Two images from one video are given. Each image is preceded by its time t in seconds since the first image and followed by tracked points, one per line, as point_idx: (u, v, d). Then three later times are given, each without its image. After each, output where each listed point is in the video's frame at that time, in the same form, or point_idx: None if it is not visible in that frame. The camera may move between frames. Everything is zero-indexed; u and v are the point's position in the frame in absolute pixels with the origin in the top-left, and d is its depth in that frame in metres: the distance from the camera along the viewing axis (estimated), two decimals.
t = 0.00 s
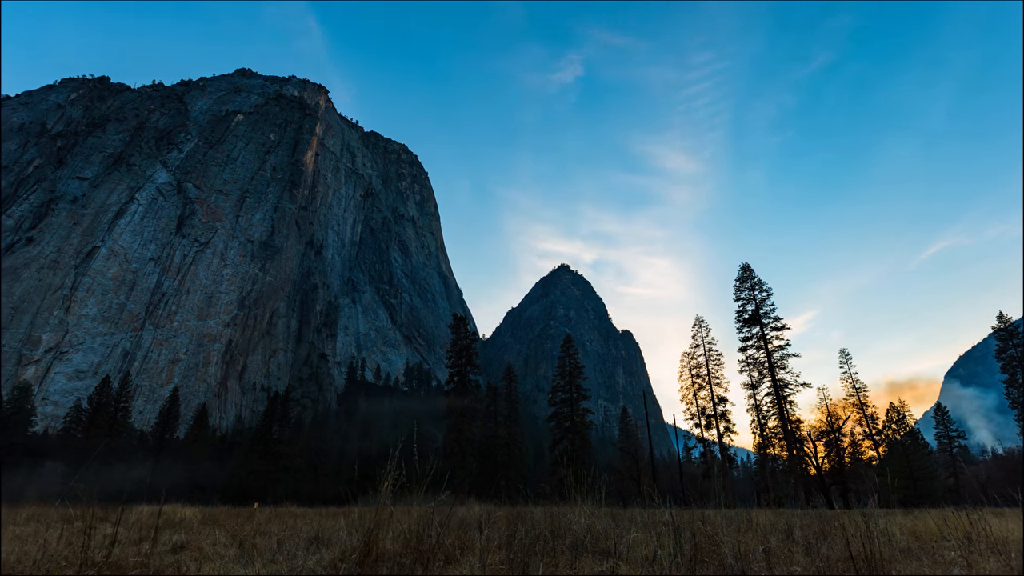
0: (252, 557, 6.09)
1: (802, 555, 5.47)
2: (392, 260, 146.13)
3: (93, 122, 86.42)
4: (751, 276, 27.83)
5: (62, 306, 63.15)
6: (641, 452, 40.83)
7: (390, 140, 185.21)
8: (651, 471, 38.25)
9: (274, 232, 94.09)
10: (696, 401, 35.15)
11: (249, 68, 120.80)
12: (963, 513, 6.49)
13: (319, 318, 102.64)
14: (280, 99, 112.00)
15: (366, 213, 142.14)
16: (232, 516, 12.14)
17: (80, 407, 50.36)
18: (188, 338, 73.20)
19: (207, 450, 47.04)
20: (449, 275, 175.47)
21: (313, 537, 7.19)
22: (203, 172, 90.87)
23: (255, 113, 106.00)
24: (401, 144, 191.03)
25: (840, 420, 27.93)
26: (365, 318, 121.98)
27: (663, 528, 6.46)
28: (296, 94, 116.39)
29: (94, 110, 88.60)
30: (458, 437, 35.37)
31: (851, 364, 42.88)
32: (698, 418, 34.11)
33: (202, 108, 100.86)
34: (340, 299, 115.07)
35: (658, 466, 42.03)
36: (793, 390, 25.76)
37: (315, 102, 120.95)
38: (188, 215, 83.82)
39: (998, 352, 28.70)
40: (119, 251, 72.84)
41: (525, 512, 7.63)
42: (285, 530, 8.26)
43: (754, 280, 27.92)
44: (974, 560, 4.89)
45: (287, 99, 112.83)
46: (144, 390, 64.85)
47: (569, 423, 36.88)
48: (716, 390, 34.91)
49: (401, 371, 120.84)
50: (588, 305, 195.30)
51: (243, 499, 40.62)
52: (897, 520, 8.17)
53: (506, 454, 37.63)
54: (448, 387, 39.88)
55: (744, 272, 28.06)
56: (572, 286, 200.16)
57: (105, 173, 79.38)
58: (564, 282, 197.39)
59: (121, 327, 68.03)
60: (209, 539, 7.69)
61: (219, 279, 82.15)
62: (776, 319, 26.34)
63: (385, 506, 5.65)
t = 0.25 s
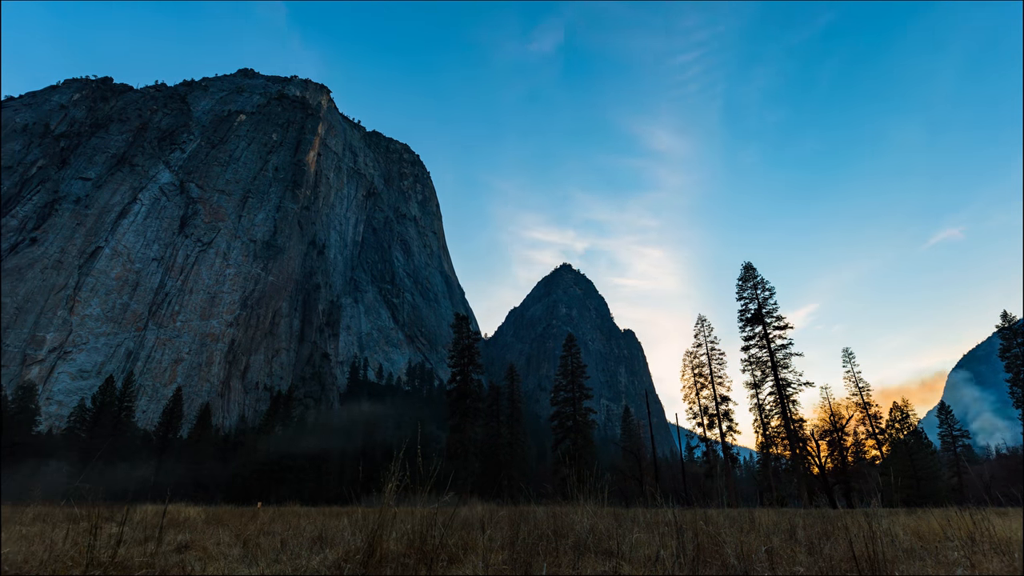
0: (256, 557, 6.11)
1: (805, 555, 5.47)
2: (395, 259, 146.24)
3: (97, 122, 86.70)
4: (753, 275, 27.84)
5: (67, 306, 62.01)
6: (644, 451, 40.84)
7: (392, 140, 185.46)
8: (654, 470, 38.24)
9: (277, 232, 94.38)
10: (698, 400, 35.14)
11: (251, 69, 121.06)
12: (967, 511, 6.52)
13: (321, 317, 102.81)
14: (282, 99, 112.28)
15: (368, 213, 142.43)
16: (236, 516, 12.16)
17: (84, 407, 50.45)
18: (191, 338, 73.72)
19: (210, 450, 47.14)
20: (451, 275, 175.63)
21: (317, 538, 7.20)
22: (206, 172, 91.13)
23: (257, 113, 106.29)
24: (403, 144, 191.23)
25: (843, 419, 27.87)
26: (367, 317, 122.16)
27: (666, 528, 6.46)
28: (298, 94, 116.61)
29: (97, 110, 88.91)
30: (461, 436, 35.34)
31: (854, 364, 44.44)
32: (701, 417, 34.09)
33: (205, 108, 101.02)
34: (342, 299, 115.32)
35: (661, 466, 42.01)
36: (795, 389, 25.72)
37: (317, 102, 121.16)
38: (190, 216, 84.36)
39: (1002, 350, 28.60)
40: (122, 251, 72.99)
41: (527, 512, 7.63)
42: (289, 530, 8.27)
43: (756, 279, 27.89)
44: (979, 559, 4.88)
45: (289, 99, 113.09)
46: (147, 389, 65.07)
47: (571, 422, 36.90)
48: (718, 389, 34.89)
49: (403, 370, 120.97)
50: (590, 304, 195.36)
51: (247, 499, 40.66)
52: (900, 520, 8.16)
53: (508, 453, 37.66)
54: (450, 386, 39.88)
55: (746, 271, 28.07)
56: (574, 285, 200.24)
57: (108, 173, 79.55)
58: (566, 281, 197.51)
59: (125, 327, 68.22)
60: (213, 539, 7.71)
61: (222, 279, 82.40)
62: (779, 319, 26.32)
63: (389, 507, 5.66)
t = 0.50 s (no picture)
0: (260, 557, 6.12)
1: (807, 555, 5.48)
2: (397, 259, 146.37)
3: (99, 123, 86.90)
4: (755, 274, 27.74)
5: (71, 306, 61.09)
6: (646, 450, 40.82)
7: (393, 140, 185.59)
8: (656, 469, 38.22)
9: (279, 232, 94.66)
10: (701, 400, 35.09)
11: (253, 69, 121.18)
12: (971, 512, 6.52)
13: (324, 317, 103.02)
14: (284, 99, 112.45)
15: (370, 212, 142.72)
16: (239, 515, 12.17)
17: (88, 406, 50.60)
18: (193, 337, 74.04)
19: (213, 450, 47.20)
20: (453, 274, 175.75)
21: (320, 537, 7.20)
22: (208, 172, 91.32)
23: (259, 113, 106.46)
24: (405, 143, 191.29)
25: (846, 418, 27.77)
26: (369, 317, 122.35)
27: (668, 528, 6.46)
28: (300, 94, 116.76)
29: (100, 111, 89.06)
30: (463, 436, 35.35)
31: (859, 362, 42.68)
32: (703, 416, 34.04)
33: (207, 108, 101.22)
34: (344, 298, 115.59)
35: (663, 465, 42.00)
36: (798, 388, 25.62)
37: (318, 102, 121.27)
38: (193, 216, 84.56)
39: (1006, 349, 28.44)
40: (125, 251, 73.09)
41: (530, 512, 7.63)
42: (292, 529, 8.28)
43: (759, 278, 27.80)
44: (982, 560, 4.86)
45: (291, 99, 113.23)
46: (151, 389, 65.30)
47: (573, 422, 36.90)
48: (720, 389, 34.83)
49: (406, 369, 121.10)
50: (592, 303, 195.41)
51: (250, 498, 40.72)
52: (904, 519, 8.15)
53: (510, 453, 37.65)
54: (452, 386, 39.87)
55: (749, 270, 27.97)
56: (576, 284, 200.32)
57: (112, 173, 79.61)
58: (567, 281, 197.67)
59: (128, 327, 68.46)
60: (217, 539, 7.72)
61: (224, 279, 82.60)
62: (781, 318, 26.23)
63: (393, 507, 5.68)
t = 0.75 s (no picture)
0: (263, 557, 6.12)
1: (810, 556, 5.49)
2: (399, 258, 146.49)
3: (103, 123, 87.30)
4: (758, 273, 27.67)
5: (74, 306, 62.97)
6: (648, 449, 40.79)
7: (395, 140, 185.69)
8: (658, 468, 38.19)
9: (282, 232, 94.92)
10: (703, 399, 35.06)
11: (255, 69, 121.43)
12: (973, 511, 6.52)
13: (326, 317, 103.25)
14: (286, 99, 112.68)
15: (371, 213, 142.83)
16: (242, 515, 12.17)
17: (92, 406, 50.85)
18: (196, 338, 73.93)
19: (216, 449, 47.27)
20: (455, 274, 175.85)
21: (323, 537, 7.21)
22: (211, 172, 91.53)
23: (261, 114, 106.73)
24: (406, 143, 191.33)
25: (848, 417, 27.70)
26: (371, 317, 122.46)
27: (670, 528, 6.45)
28: (301, 94, 117.00)
29: (102, 111, 89.43)
30: (466, 435, 35.43)
31: (862, 362, 42.24)
32: (706, 416, 34.00)
33: (209, 108, 101.54)
34: (346, 298, 115.80)
35: (666, 464, 41.97)
36: (801, 387, 25.58)
37: (320, 102, 121.47)
38: (196, 216, 84.67)
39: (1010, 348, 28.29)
40: (128, 251, 73.46)
41: (532, 511, 7.64)
42: (295, 529, 8.28)
43: (761, 277, 27.73)
44: (987, 560, 4.85)
45: (293, 99, 113.45)
46: (154, 389, 65.54)
47: (576, 421, 36.92)
48: (723, 388, 34.76)
49: (408, 369, 121.13)
50: (594, 302, 195.30)
51: (253, 498, 40.89)
52: (907, 519, 8.15)
53: (513, 452, 37.65)
54: (454, 385, 39.89)
55: (751, 269, 27.91)
56: (578, 284, 200.23)
57: (114, 174, 80.19)
58: (569, 280, 197.70)
59: (132, 327, 68.80)
60: (220, 539, 7.71)
61: (227, 279, 82.81)
62: (783, 317, 26.18)
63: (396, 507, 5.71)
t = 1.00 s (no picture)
0: (267, 557, 6.15)
1: (812, 555, 5.50)
2: (401, 258, 146.57)
3: (105, 124, 87.74)
4: (760, 272, 27.62)
5: (77, 307, 63.45)
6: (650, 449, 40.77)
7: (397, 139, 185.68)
8: (660, 468, 38.18)
9: (283, 232, 94.99)
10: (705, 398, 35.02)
11: (257, 69, 121.58)
12: (977, 511, 6.50)
13: (328, 317, 103.35)
14: (288, 99, 112.80)
15: (373, 212, 143.01)
16: (245, 515, 12.22)
17: (95, 406, 51.05)
18: (199, 337, 74.02)
19: (218, 449, 47.42)
20: (456, 274, 175.85)
21: (326, 537, 7.23)
22: (213, 172, 91.70)
23: (263, 113, 106.89)
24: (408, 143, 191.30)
25: (851, 416, 27.63)
26: (373, 316, 122.51)
27: (673, 528, 6.45)
28: (303, 94, 117.11)
29: (105, 112, 89.86)
30: (467, 434, 35.48)
31: (863, 360, 41.99)
32: (708, 415, 33.99)
33: (211, 109, 101.71)
34: (348, 298, 115.84)
35: (668, 464, 41.93)
36: (803, 387, 25.52)
37: (322, 102, 121.54)
38: (198, 216, 84.70)
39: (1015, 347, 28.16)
40: (131, 251, 73.82)
41: (535, 511, 7.65)
42: (298, 529, 8.31)
43: (763, 276, 27.68)
44: (989, 560, 4.87)
45: (295, 99, 113.56)
46: (156, 389, 65.69)
47: (577, 420, 36.93)
48: (725, 387, 34.70)
49: (410, 368, 121.08)
50: (596, 302, 195.08)
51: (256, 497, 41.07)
52: (909, 519, 8.13)
53: (514, 452, 37.70)
54: (456, 385, 39.93)
55: (753, 268, 27.86)
56: (580, 283, 200.05)
57: (117, 174, 80.67)
58: (571, 279, 197.58)
59: (134, 327, 68.94)
60: (223, 539, 7.73)
61: (229, 279, 82.92)
62: (786, 316, 26.13)
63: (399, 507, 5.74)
